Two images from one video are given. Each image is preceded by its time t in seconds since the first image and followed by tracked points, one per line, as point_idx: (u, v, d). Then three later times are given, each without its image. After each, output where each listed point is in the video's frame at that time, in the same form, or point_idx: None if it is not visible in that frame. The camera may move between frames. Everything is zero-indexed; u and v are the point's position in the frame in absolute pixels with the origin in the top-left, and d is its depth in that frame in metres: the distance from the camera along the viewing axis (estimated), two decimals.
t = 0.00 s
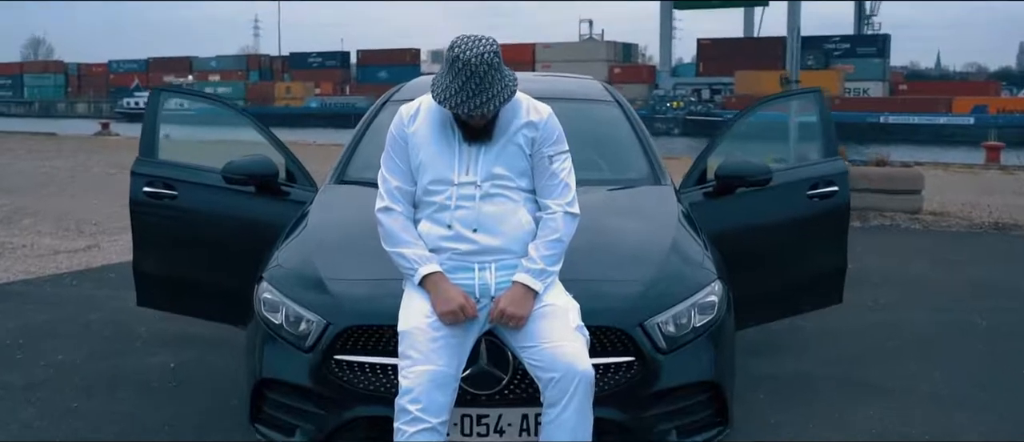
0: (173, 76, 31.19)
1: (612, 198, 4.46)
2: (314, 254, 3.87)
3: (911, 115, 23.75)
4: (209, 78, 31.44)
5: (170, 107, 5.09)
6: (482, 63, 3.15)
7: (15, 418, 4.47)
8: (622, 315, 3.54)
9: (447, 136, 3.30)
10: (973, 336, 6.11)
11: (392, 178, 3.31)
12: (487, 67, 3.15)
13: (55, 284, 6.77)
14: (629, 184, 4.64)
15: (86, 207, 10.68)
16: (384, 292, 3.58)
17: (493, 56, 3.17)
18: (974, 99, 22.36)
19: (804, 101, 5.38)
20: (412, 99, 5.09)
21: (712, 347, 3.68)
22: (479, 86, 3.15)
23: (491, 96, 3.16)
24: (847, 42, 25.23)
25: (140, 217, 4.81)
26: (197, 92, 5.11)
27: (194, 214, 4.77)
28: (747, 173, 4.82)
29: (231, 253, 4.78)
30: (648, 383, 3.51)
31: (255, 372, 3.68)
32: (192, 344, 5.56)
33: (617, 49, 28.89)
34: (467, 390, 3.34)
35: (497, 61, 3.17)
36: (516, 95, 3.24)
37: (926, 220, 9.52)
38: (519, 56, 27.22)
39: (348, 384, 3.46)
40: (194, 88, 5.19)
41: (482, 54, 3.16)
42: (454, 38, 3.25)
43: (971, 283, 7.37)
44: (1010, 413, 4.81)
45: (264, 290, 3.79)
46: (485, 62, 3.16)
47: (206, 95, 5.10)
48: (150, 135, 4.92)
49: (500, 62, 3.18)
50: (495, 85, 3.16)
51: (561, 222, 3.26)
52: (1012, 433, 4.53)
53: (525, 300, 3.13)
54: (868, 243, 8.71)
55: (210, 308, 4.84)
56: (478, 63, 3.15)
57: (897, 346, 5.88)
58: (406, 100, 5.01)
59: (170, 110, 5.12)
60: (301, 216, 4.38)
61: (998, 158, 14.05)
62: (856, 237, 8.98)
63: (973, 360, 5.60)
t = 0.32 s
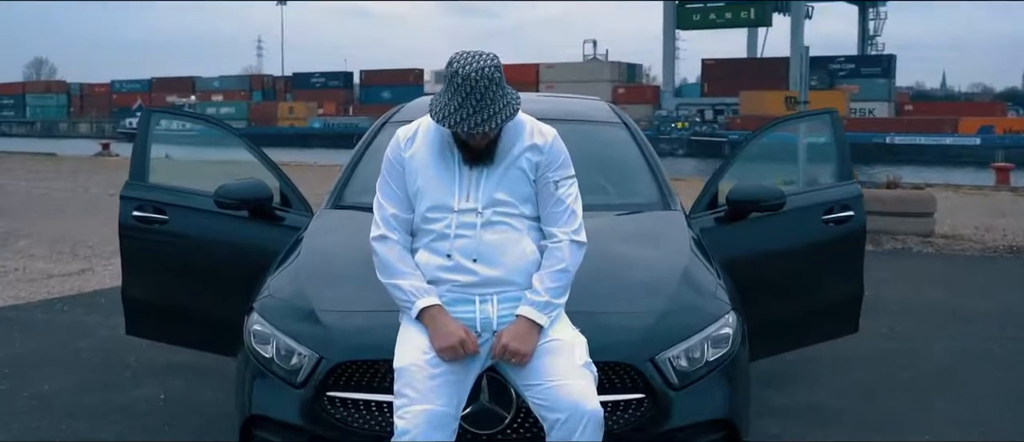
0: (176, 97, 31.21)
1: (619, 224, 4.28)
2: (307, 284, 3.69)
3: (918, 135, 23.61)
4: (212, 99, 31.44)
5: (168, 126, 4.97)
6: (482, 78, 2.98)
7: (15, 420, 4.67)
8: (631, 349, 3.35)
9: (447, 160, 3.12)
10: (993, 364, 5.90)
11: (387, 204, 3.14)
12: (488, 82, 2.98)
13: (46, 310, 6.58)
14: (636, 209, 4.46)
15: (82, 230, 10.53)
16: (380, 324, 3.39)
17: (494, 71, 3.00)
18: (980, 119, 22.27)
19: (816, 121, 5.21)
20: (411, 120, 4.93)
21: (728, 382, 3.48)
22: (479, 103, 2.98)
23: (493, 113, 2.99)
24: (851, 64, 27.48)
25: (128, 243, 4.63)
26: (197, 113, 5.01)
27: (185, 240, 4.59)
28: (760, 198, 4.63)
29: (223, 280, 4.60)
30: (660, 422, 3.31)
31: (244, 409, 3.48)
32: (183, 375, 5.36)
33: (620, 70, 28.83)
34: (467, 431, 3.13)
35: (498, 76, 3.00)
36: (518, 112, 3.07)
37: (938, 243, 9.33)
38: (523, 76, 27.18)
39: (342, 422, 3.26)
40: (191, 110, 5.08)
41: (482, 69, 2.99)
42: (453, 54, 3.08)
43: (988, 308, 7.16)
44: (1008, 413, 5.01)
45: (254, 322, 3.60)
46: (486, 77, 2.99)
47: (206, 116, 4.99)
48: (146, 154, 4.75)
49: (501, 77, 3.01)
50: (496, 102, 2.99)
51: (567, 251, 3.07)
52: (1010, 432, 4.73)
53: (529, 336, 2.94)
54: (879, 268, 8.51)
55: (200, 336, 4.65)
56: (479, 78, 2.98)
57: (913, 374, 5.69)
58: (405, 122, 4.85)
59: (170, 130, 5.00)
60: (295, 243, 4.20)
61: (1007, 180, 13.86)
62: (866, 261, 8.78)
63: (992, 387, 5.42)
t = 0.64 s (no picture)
0: (177, 115, 31.10)
1: (627, 247, 4.10)
2: (300, 311, 3.51)
3: (924, 154, 23.45)
4: (215, 116, 31.38)
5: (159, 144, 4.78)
6: (481, 86, 2.81)
7: None
8: (639, 381, 3.17)
9: (445, 181, 2.95)
10: (1013, 390, 5.70)
11: (382, 228, 2.97)
12: (487, 90, 2.82)
13: (36, 334, 6.39)
14: (645, 231, 4.29)
15: (77, 250, 10.33)
16: (373, 355, 3.21)
17: (494, 79, 2.84)
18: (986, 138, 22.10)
19: (828, 138, 5.04)
20: (409, 138, 4.77)
21: (742, 415, 3.30)
22: (479, 112, 2.81)
23: (493, 122, 2.82)
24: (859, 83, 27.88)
25: (118, 266, 4.47)
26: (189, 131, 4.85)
27: (177, 263, 4.43)
28: (773, 220, 4.45)
29: (214, 304, 4.43)
30: None
31: None
32: (174, 404, 5.18)
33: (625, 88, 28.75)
34: None
35: (498, 84, 2.84)
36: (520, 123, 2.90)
37: (951, 265, 9.12)
38: (527, 94, 27.04)
39: None
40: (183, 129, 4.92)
41: (480, 77, 2.83)
42: (451, 64, 2.92)
43: (1005, 331, 6.96)
44: (1008, 413, 5.25)
45: (243, 351, 3.43)
46: (485, 85, 2.82)
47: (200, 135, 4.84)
48: (137, 173, 4.59)
49: (501, 85, 2.85)
50: (496, 112, 2.82)
51: (572, 277, 2.90)
52: (1010, 433, 4.94)
53: (532, 369, 2.76)
54: (890, 290, 8.32)
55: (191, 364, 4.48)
56: (477, 87, 2.81)
57: (928, 400, 5.52)
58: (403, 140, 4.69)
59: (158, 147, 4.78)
60: (289, 266, 4.03)
61: (1017, 199, 13.66)
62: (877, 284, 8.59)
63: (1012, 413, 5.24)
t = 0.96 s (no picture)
0: (180, 131, 31.06)
1: (636, 269, 3.93)
2: (293, 337, 3.35)
3: (930, 170, 23.30)
4: (217, 133, 31.37)
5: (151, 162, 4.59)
6: (480, 93, 2.65)
7: None
8: (649, 413, 3.00)
9: (443, 201, 2.79)
10: None
11: (378, 251, 2.80)
12: (487, 97, 2.66)
13: (26, 356, 6.23)
14: (653, 252, 4.12)
15: (73, 267, 10.19)
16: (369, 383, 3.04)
17: (493, 86, 2.68)
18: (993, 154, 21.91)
19: (841, 156, 4.83)
20: (408, 157, 4.60)
21: None
22: (479, 120, 2.65)
23: (493, 131, 2.66)
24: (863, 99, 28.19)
25: (106, 288, 4.32)
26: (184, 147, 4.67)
27: (168, 286, 4.28)
28: (788, 240, 4.23)
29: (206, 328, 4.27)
30: None
31: None
32: (166, 429, 5.02)
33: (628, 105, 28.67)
34: None
35: (498, 91, 2.68)
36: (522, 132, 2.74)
37: (964, 284, 8.94)
38: (530, 110, 26.97)
39: None
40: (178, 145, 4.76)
41: (479, 83, 2.67)
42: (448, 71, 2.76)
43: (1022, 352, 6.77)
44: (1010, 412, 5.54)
45: (232, 379, 3.26)
46: (485, 92, 2.66)
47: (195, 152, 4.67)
48: (128, 191, 4.44)
49: (501, 92, 2.69)
50: (496, 121, 2.67)
51: (578, 304, 2.73)
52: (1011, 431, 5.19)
53: (536, 402, 2.59)
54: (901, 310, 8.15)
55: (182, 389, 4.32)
56: (476, 94, 2.65)
57: (945, 424, 5.34)
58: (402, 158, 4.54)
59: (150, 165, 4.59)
60: (283, 288, 3.88)
61: None
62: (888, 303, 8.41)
63: None
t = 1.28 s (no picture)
0: (183, 146, 31.04)
1: (647, 288, 3.78)
2: (287, 361, 3.19)
3: (936, 186, 23.11)
4: (220, 148, 31.35)
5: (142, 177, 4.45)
6: (480, 96, 2.49)
7: None
8: None
9: (443, 218, 2.63)
10: None
11: (374, 272, 2.64)
12: (487, 100, 2.50)
13: (17, 377, 6.08)
14: (662, 272, 3.97)
15: (70, 285, 10.05)
16: (365, 411, 2.88)
17: (494, 88, 2.52)
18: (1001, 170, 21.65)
19: (856, 173, 4.66)
20: (408, 173, 4.44)
21: None
22: (479, 124, 2.50)
23: (494, 136, 2.50)
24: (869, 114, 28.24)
25: (95, 309, 4.16)
26: (180, 163, 4.56)
27: (160, 307, 4.13)
28: (802, 259, 4.05)
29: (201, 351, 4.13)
30: None
31: None
32: None
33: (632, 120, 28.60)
34: None
35: (499, 94, 2.52)
36: (524, 136, 2.58)
37: (978, 302, 8.74)
38: (534, 126, 26.88)
39: None
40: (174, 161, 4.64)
41: (479, 85, 2.51)
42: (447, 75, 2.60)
43: None
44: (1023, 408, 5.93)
45: (221, 406, 3.10)
46: (485, 95, 2.50)
47: (190, 168, 4.54)
48: (119, 208, 4.30)
49: (502, 94, 2.53)
50: (498, 125, 2.51)
51: (586, 330, 2.56)
52: None
53: (541, 434, 2.43)
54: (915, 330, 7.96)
55: (172, 413, 4.17)
56: (476, 97, 2.49)
57: None
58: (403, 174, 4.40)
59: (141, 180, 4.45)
60: (277, 309, 3.72)
61: None
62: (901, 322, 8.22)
63: None
